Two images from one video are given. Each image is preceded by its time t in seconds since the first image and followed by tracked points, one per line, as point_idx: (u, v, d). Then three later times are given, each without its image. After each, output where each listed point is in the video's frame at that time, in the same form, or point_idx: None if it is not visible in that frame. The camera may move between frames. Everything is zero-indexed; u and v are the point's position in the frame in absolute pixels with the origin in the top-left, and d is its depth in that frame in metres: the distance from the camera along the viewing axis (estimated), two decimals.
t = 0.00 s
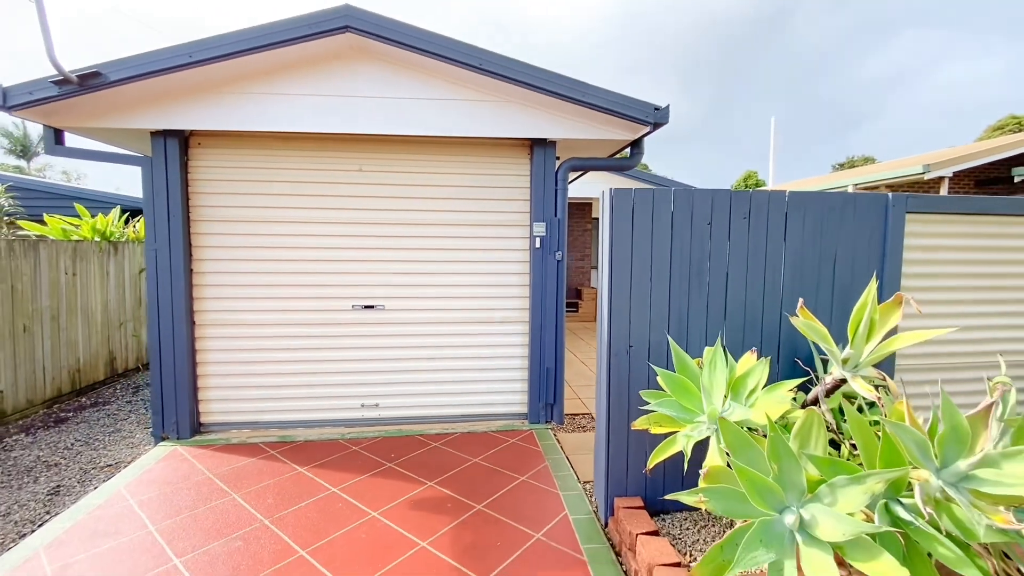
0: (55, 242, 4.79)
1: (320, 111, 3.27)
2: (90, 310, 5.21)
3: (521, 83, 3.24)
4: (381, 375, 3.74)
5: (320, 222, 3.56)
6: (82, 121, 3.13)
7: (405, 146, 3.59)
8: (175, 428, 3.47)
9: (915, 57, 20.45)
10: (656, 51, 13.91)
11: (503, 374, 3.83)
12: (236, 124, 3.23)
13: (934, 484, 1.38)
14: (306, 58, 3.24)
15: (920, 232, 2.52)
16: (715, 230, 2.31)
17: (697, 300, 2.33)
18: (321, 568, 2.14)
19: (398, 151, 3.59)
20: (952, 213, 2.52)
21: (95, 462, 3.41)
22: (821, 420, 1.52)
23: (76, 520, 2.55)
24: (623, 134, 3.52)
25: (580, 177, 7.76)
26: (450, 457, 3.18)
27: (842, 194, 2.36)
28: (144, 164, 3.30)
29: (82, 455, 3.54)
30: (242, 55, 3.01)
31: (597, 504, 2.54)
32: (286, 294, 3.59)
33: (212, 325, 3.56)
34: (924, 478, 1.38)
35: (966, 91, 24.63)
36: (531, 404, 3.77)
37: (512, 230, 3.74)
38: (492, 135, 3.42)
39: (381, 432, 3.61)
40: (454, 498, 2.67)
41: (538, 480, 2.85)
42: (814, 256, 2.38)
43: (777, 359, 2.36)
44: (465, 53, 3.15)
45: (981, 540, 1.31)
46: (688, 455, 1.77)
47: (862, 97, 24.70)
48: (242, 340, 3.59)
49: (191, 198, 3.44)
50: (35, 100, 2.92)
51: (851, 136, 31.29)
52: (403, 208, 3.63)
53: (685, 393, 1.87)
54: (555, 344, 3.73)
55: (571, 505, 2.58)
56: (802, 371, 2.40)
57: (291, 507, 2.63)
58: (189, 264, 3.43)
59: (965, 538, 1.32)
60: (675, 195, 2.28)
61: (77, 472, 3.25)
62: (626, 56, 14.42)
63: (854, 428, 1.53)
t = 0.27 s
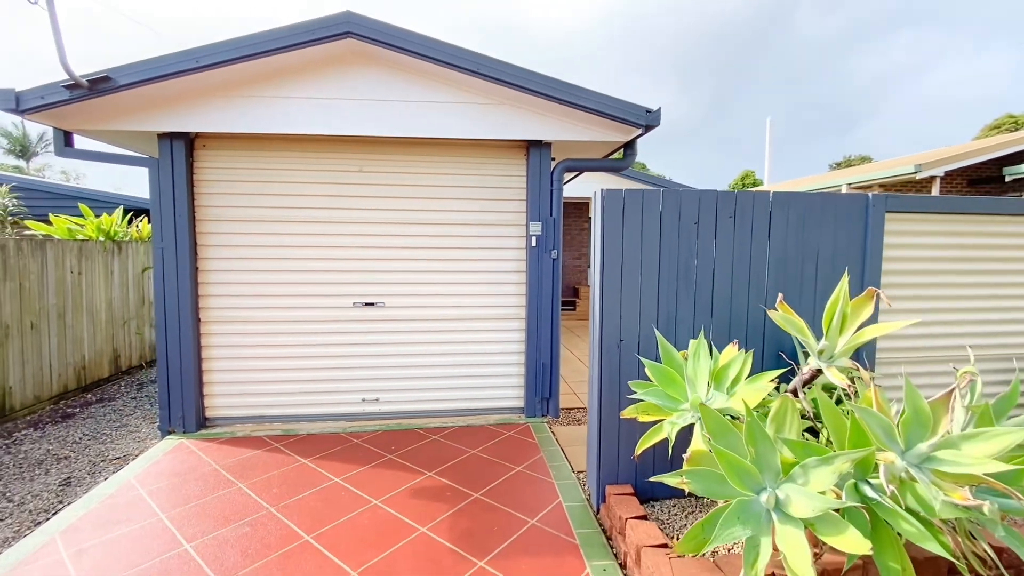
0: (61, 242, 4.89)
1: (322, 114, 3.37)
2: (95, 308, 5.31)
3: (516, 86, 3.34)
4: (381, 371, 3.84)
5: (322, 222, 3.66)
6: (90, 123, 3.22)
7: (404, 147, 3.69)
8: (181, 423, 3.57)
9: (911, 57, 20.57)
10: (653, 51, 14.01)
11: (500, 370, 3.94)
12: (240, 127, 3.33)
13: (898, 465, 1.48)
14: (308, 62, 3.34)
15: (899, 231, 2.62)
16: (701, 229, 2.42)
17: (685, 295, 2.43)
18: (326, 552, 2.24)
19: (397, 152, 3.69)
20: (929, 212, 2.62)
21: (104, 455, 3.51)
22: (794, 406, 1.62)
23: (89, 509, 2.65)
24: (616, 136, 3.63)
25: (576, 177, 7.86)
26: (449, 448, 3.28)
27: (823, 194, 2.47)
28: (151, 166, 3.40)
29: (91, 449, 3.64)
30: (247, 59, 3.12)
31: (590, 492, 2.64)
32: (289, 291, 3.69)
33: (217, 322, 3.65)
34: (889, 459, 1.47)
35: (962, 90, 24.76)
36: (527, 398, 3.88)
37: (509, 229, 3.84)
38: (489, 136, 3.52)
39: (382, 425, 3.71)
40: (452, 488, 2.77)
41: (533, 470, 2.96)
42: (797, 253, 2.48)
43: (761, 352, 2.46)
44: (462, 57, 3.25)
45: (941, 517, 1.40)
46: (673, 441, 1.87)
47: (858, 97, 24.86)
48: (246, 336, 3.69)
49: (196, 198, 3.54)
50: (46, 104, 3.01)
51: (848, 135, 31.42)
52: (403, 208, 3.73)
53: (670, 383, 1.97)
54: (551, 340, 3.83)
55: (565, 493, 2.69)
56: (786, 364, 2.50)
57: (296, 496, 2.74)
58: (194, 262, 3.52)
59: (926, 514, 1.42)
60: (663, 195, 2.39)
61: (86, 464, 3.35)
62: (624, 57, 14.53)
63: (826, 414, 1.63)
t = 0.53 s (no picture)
0: (65, 241, 4.96)
1: (323, 117, 3.45)
2: (97, 307, 5.39)
3: (512, 90, 3.44)
4: (381, 367, 3.93)
5: (323, 222, 3.75)
6: (96, 125, 3.30)
7: (403, 149, 3.78)
8: (186, 418, 3.65)
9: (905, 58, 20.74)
10: (649, 51, 14.10)
11: (497, 366, 4.03)
12: (243, 129, 3.41)
13: (868, 451, 1.58)
14: (309, 66, 3.42)
15: (881, 231, 2.72)
16: (690, 229, 2.51)
17: (674, 293, 2.53)
18: (328, 540, 2.34)
19: (396, 154, 3.78)
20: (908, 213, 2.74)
21: (109, 450, 3.59)
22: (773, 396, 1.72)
23: (97, 500, 2.73)
24: (610, 138, 3.72)
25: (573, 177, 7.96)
26: (447, 442, 3.37)
27: (807, 195, 2.56)
28: (156, 167, 3.48)
29: (97, 444, 3.72)
30: (250, 64, 3.20)
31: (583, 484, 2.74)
32: (290, 290, 3.78)
33: (220, 320, 3.74)
34: (860, 446, 1.57)
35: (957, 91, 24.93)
36: (523, 394, 3.97)
37: (506, 229, 3.93)
38: (486, 138, 3.61)
39: (381, 421, 3.80)
40: (450, 479, 2.87)
41: (529, 463, 3.05)
42: (782, 252, 2.58)
43: (748, 348, 2.56)
44: (460, 62, 3.34)
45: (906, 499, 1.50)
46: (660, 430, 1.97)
47: (854, 97, 24.99)
48: (249, 334, 3.77)
49: (200, 199, 3.62)
50: (54, 108, 3.09)
51: (844, 135, 31.58)
52: (402, 208, 3.82)
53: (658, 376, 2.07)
54: (546, 337, 3.93)
55: (559, 484, 2.78)
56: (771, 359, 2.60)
57: (299, 487, 2.82)
58: (198, 261, 3.61)
59: (893, 497, 1.52)
60: (653, 197, 2.48)
61: (93, 459, 3.43)
62: (620, 57, 14.64)
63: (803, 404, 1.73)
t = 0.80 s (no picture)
0: (69, 241, 5.04)
1: (324, 120, 3.54)
2: (101, 305, 5.47)
3: (509, 93, 3.53)
4: (381, 364, 4.02)
5: (324, 222, 3.84)
6: (103, 128, 3.38)
7: (403, 151, 3.87)
8: (190, 413, 3.74)
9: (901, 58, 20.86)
10: (647, 51, 14.19)
11: (494, 363, 4.13)
12: (246, 132, 3.50)
13: (842, 440, 1.67)
14: (311, 70, 3.51)
15: (865, 231, 2.81)
16: (679, 230, 2.61)
17: (664, 291, 2.62)
18: (331, 528, 2.43)
19: (396, 155, 3.87)
20: (897, 214, 2.79)
21: (116, 444, 3.68)
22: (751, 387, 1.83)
23: (107, 491, 2.82)
24: (604, 140, 3.82)
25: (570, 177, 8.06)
26: (446, 436, 3.47)
27: (793, 197, 2.66)
28: (161, 168, 3.56)
29: (103, 438, 3.81)
30: (253, 68, 3.29)
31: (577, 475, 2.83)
32: (292, 288, 3.87)
33: (223, 317, 3.83)
34: (834, 434, 1.67)
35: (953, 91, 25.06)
36: (520, 390, 4.07)
37: (503, 229, 4.03)
38: (483, 141, 3.71)
39: (382, 416, 3.89)
40: (449, 471, 2.97)
41: (525, 455, 3.15)
42: (769, 252, 2.67)
43: (736, 344, 2.66)
44: (457, 67, 3.44)
45: (877, 484, 1.60)
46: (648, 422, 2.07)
47: (851, 97, 25.13)
48: (252, 331, 3.86)
49: (204, 199, 3.71)
50: (63, 110, 3.17)
51: (841, 134, 31.71)
52: (401, 209, 3.91)
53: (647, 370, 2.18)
54: (543, 334, 4.02)
55: (554, 476, 2.88)
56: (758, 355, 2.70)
57: (303, 479, 2.92)
58: (202, 260, 3.69)
59: (865, 481, 1.62)
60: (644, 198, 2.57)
61: (100, 452, 3.52)
62: (617, 58, 14.74)
63: (782, 395, 1.83)
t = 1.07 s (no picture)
0: (74, 239, 5.13)
1: (326, 122, 3.64)
2: (105, 303, 5.56)
3: (505, 97, 3.64)
4: (381, 360, 4.12)
5: (326, 222, 3.94)
6: (110, 130, 3.47)
7: (402, 152, 3.97)
8: (195, 409, 3.84)
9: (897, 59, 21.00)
10: (644, 52, 14.29)
11: (491, 359, 4.23)
12: (249, 134, 3.59)
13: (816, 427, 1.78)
14: (313, 74, 3.61)
15: (847, 231, 2.92)
16: (668, 229, 2.71)
17: (653, 289, 2.73)
18: (333, 515, 2.54)
19: (395, 157, 3.97)
20: (879, 214, 2.90)
21: (122, 438, 3.77)
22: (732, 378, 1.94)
23: (116, 482, 2.92)
24: (598, 142, 3.93)
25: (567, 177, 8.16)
26: (444, 430, 3.58)
27: (777, 198, 2.77)
28: (167, 169, 3.66)
29: (110, 432, 3.91)
30: (257, 72, 3.39)
31: (570, 465, 2.94)
32: (294, 286, 3.96)
33: (227, 315, 3.92)
34: (809, 422, 1.77)
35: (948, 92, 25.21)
36: (516, 386, 4.17)
37: (499, 229, 4.13)
38: (480, 143, 3.81)
39: (381, 410, 3.99)
40: (446, 463, 3.07)
41: (520, 447, 3.26)
42: (754, 251, 2.78)
43: (722, 339, 2.76)
44: (455, 71, 3.54)
45: (847, 468, 1.71)
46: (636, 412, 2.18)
47: (848, 98, 25.27)
48: (255, 328, 3.96)
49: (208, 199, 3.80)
50: (71, 113, 3.27)
51: (838, 135, 31.87)
52: (401, 209, 4.01)
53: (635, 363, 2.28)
54: (538, 331, 4.13)
55: (548, 467, 2.99)
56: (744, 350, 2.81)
57: (305, 470, 3.03)
58: (206, 259, 3.79)
59: (836, 466, 1.72)
60: (634, 199, 2.67)
61: (108, 446, 3.62)
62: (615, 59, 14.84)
63: (761, 386, 1.93)
